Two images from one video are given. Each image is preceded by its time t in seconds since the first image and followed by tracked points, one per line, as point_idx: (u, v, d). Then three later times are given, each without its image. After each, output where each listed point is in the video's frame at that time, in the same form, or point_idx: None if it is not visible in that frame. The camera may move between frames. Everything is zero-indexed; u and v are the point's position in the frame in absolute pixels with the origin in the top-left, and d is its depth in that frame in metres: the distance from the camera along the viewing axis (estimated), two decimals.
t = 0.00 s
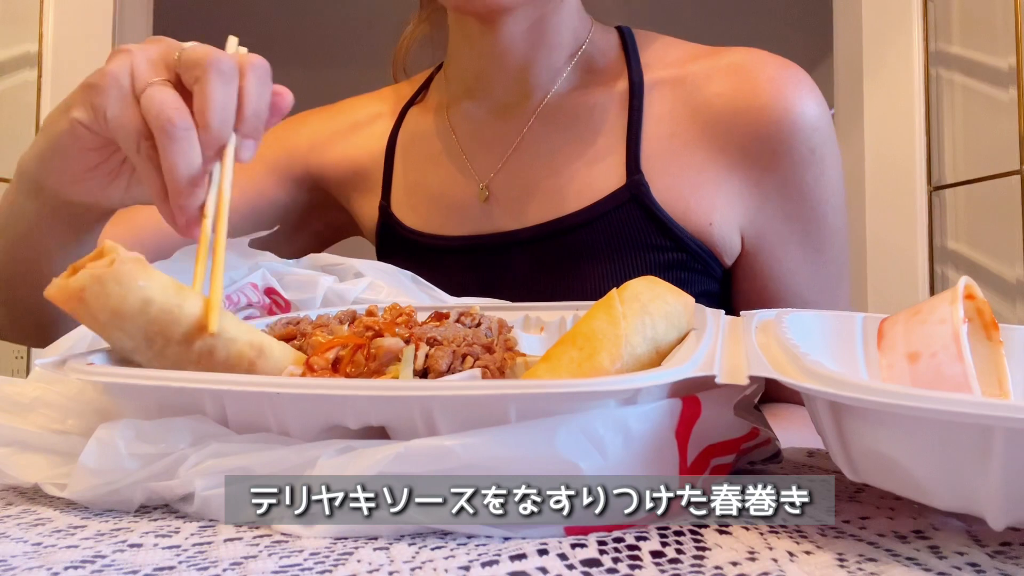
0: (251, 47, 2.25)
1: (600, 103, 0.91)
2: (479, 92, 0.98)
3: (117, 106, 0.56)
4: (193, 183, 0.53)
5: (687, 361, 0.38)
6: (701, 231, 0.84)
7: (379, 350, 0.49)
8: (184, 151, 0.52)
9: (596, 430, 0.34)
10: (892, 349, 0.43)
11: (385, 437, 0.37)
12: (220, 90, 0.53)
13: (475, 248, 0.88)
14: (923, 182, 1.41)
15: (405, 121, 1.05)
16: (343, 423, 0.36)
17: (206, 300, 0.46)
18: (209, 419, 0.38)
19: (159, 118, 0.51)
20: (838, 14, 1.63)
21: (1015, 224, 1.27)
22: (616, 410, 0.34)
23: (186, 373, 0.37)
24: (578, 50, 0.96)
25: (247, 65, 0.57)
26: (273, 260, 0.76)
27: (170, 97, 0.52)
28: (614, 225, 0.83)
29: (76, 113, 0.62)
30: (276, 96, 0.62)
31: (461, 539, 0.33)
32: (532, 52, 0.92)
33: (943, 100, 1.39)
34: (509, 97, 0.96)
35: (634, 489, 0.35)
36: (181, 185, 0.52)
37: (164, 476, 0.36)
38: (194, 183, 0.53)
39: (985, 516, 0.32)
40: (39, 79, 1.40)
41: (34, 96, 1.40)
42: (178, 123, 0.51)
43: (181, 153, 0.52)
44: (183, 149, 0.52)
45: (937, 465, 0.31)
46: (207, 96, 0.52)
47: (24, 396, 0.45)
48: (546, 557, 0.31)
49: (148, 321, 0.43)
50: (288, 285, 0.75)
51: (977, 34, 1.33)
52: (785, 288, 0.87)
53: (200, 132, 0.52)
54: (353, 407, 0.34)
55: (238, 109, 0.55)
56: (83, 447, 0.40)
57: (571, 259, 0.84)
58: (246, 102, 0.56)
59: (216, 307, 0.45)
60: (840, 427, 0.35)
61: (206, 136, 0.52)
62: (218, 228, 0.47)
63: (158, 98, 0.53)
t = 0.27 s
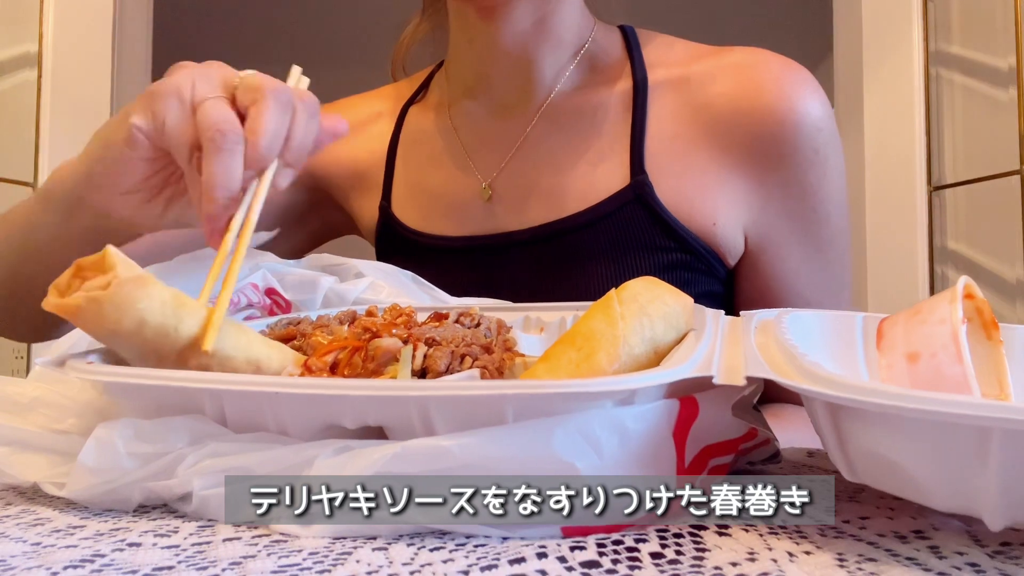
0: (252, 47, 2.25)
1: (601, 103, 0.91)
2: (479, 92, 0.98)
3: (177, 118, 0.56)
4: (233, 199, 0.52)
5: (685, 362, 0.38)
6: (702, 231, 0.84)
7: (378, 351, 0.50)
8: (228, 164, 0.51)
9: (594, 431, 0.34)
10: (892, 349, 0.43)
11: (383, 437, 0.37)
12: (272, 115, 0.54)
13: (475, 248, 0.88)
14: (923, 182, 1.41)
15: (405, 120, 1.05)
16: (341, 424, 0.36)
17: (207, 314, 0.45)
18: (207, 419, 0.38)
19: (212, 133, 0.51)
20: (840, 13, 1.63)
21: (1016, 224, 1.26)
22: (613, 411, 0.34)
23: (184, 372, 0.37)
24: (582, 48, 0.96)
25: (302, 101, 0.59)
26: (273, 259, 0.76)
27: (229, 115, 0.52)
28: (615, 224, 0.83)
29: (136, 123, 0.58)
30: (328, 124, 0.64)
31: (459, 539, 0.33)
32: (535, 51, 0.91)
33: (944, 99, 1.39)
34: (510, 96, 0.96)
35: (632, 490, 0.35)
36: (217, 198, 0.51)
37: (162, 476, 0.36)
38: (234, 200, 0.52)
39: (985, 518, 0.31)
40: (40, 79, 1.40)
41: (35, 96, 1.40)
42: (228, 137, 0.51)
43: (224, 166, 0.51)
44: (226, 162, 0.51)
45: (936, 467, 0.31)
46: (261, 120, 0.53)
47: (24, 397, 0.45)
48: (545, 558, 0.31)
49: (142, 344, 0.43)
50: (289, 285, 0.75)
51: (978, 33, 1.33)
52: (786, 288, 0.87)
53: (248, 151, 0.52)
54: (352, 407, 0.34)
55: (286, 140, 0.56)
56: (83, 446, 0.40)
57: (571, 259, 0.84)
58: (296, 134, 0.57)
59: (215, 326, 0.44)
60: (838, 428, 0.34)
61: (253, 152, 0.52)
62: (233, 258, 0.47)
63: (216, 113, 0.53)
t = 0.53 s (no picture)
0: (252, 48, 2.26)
1: (601, 104, 0.91)
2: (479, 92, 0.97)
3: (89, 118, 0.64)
4: (171, 160, 0.57)
5: (685, 364, 0.38)
6: (702, 230, 0.84)
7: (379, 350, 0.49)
8: (155, 128, 0.56)
9: (594, 431, 0.34)
10: (893, 351, 0.43)
11: (383, 438, 0.37)
12: (173, 71, 0.59)
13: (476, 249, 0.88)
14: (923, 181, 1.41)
15: (405, 121, 1.05)
16: (341, 424, 0.36)
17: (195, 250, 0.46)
18: (207, 419, 0.38)
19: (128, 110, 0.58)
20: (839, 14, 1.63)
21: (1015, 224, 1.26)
22: (614, 412, 0.34)
23: (185, 373, 0.37)
24: (583, 49, 0.96)
25: (189, 46, 0.63)
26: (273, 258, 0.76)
27: (133, 90, 0.59)
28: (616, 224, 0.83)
29: (62, 140, 0.67)
30: (227, 53, 0.65)
31: (459, 539, 0.33)
32: (535, 53, 0.92)
33: (944, 100, 1.39)
34: (511, 98, 0.96)
35: (631, 490, 0.35)
36: (157, 163, 0.57)
37: (161, 476, 0.36)
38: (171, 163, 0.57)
39: (985, 519, 0.31)
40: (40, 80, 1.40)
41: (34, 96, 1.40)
42: (146, 105, 0.57)
43: (152, 131, 0.56)
44: (153, 127, 0.56)
45: (937, 468, 0.31)
46: (161, 76, 0.58)
47: (23, 397, 0.45)
48: (545, 559, 0.31)
49: (128, 269, 0.43)
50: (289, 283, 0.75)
51: (977, 34, 1.33)
52: (787, 288, 0.87)
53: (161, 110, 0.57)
54: (352, 407, 0.34)
55: (194, 90, 0.60)
56: (83, 446, 0.40)
57: (575, 261, 0.84)
58: (199, 80, 0.60)
59: (208, 248, 0.45)
60: (839, 430, 0.34)
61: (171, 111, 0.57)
62: (200, 193, 0.47)
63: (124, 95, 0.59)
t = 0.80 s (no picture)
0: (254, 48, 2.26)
1: (601, 107, 0.91)
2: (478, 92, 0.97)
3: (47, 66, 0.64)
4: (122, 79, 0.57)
5: (685, 364, 0.38)
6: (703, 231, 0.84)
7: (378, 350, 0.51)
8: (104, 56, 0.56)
9: (594, 431, 0.34)
10: (893, 351, 0.43)
11: (383, 438, 0.37)
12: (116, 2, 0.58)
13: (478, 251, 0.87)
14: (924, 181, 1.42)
15: (403, 123, 1.06)
16: (341, 424, 0.36)
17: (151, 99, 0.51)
18: (207, 419, 0.38)
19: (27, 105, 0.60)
20: (839, 13, 1.63)
21: (1015, 224, 1.26)
22: (614, 411, 0.34)
23: (185, 372, 0.37)
24: (583, 49, 0.96)
25: None
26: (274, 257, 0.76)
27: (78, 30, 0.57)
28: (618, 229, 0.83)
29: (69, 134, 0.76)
30: None
31: (459, 539, 0.33)
32: (535, 54, 0.91)
33: (944, 100, 1.39)
34: (510, 101, 0.96)
35: (632, 491, 0.35)
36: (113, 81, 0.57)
37: (161, 476, 0.36)
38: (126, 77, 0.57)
39: (985, 518, 0.31)
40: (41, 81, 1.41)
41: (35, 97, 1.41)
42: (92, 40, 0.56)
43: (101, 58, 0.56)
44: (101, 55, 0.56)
45: (938, 468, 0.31)
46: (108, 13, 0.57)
47: (24, 396, 0.44)
48: (545, 559, 0.31)
49: (95, 118, 0.49)
50: (289, 283, 0.75)
51: (977, 34, 1.32)
52: (788, 288, 0.86)
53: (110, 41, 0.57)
54: (352, 407, 0.34)
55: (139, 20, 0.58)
56: (83, 446, 0.40)
57: (576, 265, 0.84)
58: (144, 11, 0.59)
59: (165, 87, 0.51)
60: (840, 431, 0.34)
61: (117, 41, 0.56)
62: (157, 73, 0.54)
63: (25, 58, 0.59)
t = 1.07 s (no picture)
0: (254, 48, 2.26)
1: (608, 115, 0.91)
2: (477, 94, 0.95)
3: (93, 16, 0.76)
4: None
5: (685, 364, 0.38)
6: (703, 230, 0.84)
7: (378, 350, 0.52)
8: None
9: (594, 431, 0.34)
10: (894, 351, 0.43)
11: (382, 438, 0.37)
12: None
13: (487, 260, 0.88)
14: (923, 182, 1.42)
15: (404, 127, 1.05)
16: (341, 424, 0.36)
17: None
18: (207, 419, 0.38)
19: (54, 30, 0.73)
20: (838, 14, 1.63)
21: (1015, 224, 1.26)
22: (614, 412, 0.34)
23: (185, 372, 0.37)
24: (588, 51, 0.94)
25: None
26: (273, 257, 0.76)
27: None
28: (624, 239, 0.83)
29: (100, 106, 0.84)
30: None
31: (459, 539, 0.33)
32: (536, 58, 0.89)
33: (943, 100, 1.39)
34: (510, 107, 0.94)
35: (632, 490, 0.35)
36: None
37: (161, 476, 0.36)
38: None
39: (984, 518, 0.31)
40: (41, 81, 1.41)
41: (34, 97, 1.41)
42: None
43: None
44: None
45: (937, 468, 0.31)
46: None
47: (24, 396, 0.44)
48: (545, 559, 0.31)
49: None
50: (289, 283, 0.75)
51: (977, 34, 1.33)
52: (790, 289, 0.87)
53: None
54: (352, 408, 0.34)
55: None
56: (83, 446, 0.40)
57: (586, 270, 0.85)
58: None
59: None
60: (840, 431, 0.34)
61: None
62: None
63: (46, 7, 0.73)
